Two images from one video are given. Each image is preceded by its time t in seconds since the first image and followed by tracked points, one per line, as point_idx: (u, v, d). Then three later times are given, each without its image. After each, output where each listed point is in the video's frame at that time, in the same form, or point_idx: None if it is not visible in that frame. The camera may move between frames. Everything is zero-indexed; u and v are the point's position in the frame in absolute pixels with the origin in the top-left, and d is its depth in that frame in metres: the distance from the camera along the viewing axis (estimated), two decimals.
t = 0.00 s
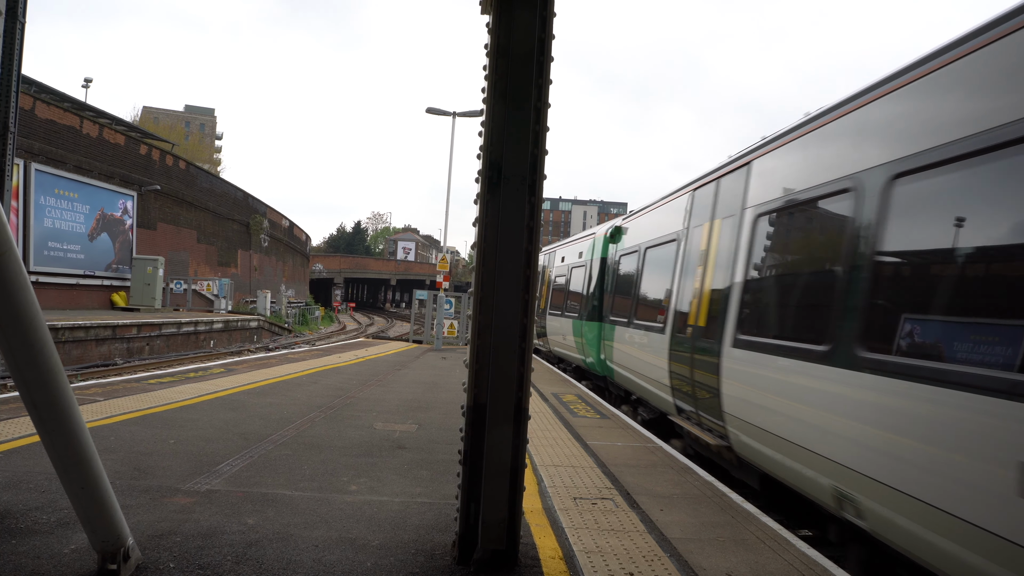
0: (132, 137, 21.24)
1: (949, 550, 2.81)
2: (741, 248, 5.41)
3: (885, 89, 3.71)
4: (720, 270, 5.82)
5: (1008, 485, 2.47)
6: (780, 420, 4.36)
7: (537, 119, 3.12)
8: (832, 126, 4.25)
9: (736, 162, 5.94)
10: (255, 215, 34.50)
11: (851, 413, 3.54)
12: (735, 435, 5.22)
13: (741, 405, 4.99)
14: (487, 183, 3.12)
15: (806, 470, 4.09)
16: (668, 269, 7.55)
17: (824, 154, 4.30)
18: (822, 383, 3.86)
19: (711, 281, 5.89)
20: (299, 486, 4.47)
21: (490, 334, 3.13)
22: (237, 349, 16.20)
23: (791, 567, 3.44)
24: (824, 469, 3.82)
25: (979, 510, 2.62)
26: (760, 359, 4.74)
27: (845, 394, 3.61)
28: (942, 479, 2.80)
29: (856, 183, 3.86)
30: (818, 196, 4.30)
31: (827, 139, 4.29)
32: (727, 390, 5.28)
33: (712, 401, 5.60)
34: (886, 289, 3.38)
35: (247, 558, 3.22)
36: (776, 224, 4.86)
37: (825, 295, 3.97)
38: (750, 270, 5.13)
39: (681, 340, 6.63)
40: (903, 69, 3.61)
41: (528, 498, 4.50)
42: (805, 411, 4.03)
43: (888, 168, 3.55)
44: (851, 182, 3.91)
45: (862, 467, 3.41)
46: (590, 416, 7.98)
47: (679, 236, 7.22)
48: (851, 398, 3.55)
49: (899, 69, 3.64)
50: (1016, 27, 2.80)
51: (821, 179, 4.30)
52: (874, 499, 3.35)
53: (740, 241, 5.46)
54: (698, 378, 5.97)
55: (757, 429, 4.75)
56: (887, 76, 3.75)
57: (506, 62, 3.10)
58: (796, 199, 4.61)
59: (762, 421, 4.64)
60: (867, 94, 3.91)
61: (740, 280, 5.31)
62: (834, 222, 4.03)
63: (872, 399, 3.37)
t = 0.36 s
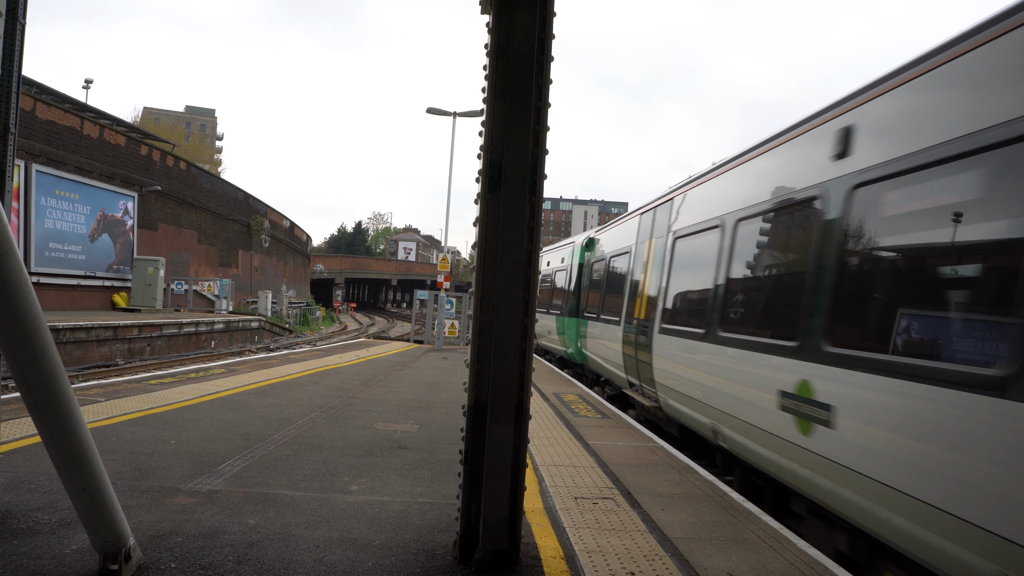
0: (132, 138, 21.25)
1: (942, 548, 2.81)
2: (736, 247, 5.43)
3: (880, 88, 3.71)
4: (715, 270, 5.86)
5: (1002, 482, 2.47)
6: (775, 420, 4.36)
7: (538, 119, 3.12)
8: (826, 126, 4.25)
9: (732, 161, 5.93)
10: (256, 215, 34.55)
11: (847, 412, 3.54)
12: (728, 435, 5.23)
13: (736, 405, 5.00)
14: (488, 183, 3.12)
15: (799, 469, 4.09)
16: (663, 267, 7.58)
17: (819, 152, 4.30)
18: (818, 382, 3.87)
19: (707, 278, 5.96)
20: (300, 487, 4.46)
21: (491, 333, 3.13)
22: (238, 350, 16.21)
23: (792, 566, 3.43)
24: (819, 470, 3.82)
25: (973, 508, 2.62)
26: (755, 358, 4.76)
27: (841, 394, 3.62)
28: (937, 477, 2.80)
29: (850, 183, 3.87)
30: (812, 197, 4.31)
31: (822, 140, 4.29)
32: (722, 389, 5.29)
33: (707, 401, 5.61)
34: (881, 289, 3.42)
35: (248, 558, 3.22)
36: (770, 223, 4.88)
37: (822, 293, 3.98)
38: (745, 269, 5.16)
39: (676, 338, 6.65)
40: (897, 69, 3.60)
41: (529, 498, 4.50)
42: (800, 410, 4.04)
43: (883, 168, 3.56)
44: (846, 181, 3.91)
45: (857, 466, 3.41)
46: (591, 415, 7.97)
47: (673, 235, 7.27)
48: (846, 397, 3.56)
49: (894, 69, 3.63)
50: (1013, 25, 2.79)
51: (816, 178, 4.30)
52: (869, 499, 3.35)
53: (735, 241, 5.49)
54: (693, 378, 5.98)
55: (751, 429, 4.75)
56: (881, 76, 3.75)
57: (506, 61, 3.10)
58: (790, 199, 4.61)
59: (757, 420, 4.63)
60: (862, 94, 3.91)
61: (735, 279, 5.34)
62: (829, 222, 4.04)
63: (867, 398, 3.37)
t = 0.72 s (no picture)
0: (135, 139, 21.29)
1: (941, 546, 2.81)
2: (735, 247, 5.44)
3: (878, 89, 3.71)
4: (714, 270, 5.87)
5: (998, 480, 2.47)
6: (775, 420, 4.35)
7: (539, 119, 3.13)
8: (825, 127, 4.24)
9: (729, 164, 5.94)
10: (258, 216, 34.63)
11: (847, 412, 3.52)
12: (728, 436, 5.22)
13: (735, 406, 4.99)
14: (489, 184, 3.12)
15: (800, 470, 4.09)
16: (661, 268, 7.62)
17: (817, 155, 4.29)
18: (818, 382, 3.85)
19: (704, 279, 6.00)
20: (302, 487, 4.47)
21: (493, 333, 3.12)
22: (240, 350, 16.23)
23: (795, 567, 3.42)
24: (820, 470, 3.80)
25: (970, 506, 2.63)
26: (755, 358, 4.76)
27: (840, 393, 3.61)
28: (935, 475, 2.80)
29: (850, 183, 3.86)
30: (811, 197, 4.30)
31: (820, 140, 4.28)
32: (722, 389, 5.28)
33: (707, 401, 5.60)
34: (878, 292, 3.39)
35: (251, 558, 3.23)
36: (770, 223, 4.88)
37: (821, 293, 3.98)
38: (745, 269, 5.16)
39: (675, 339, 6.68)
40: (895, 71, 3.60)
41: (531, 499, 4.49)
42: (800, 410, 4.03)
43: (881, 168, 3.55)
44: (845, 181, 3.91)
45: (857, 466, 3.40)
46: (593, 416, 7.95)
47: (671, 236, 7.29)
48: (846, 396, 3.54)
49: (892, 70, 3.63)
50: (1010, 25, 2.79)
51: (814, 179, 4.29)
52: (869, 498, 3.34)
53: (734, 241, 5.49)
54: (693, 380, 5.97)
55: (752, 429, 4.74)
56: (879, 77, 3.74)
57: (508, 62, 3.09)
58: (789, 200, 4.61)
59: (757, 421, 4.63)
60: (860, 95, 3.90)
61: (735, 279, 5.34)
62: (829, 222, 4.03)
63: (867, 397, 3.36)
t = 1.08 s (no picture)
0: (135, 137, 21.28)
1: (946, 541, 2.83)
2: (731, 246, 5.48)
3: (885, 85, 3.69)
4: (713, 267, 5.87)
5: (1004, 475, 2.49)
6: (775, 418, 4.35)
7: (540, 117, 3.12)
8: (830, 123, 4.23)
9: (729, 161, 5.95)
10: (258, 215, 34.62)
11: (848, 409, 3.52)
12: (728, 433, 5.21)
13: (735, 404, 4.98)
14: (489, 181, 3.12)
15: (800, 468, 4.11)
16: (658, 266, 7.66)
17: (820, 152, 4.31)
18: (816, 381, 3.85)
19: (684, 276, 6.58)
20: (302, 485, 4.47)
21: (493, 331, 3.13)
22: (240, 349, 16.22)
23: (794, 566, 3.41)
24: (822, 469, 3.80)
25: (975, 503, 2.66)
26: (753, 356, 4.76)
27: (837, 391, 3.63)
28: (939, 472, 2.81)
29: (852, 179, 3.87)
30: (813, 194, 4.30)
31: (824, 137, 4.28)
32: (721, 387, 5.29)
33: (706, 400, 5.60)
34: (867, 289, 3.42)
35: (250, 556, 3.23)
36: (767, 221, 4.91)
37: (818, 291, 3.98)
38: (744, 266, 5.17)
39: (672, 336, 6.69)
40: (900, 68, 3.59)
41: (530, 497, 4.49)
42: (798, 408, 4.02)
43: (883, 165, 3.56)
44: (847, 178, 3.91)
45: (860, 463, 3.40)
46: (593, 414, 7.95)
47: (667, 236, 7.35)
48: (846, 395, 3.53)
49: (896, 68, 3.62)
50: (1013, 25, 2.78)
51: (817, 176, 4.29)
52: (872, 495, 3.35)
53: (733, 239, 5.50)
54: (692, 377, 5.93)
55: (752, 427, 4.74)
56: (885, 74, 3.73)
57: (509, 60, 3.09)
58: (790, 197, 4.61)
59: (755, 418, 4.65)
60: (865, 92, 3.90)
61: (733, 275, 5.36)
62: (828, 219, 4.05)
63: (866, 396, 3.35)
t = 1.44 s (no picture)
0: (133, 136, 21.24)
1: (954, 537, 2.89)
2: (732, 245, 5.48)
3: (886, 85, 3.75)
4: (713, 265, 5.80)
5: (1013, 475, 2.54)
6: (779, 418, 4.38)
7: (538, 116, 3.11)
8: (835, 121, 4.25)
9: (730, 161, 5.98)
10: (256, 214, 34.57)
11: (859, 411, 3.55)
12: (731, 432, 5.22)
13: (739, 404, 5.00)
14: (488, 180, 3.11)
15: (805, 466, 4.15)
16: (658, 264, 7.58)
17: (822, 151, 4.35)
18: (824, 381, 3.89)
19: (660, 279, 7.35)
20: (300, 484, 4.46)
21: (491, 332, 3.12)
22: (238, 348, 16.20)
23: (792, 565, 3.41)
24: (828, 467, 3.84)
25: (982, 501, 2.71)
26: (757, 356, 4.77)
27: (846, 390, 3.67)
28: (949, 471, 2.86)
29: (856, 178, 3.91)
30: (818, 192, 4.32)
31: (828, 135, 4.29)
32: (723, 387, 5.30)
33: (707, 399, 5.62)
34: (883, 292, 3.49)
35: (248, 555, 3.22)
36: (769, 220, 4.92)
37: (827, 290, 4.00)
38: (745, 265, 5.16)
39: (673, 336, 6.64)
40: (905, 68, 3.64)
41: (528, 496, 4.49)
42: (807, 407, 4.06)
43: (889, 164, 3.61)
44: (853, 177, 3.93)
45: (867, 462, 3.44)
46: (591, 413, 7.95)
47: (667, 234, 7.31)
48: (856, 395, 3.58)
49: (900, 68, 3.67)
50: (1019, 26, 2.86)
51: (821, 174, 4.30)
52: (879, 494, 3.39)
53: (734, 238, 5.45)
54: (693, 377, 5.93)
55: (755, 426, 4.76)
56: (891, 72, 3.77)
57: (507, 61, 3.09)
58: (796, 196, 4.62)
59: (758, 417, 4.67)
60: (869, 92, 3.92)
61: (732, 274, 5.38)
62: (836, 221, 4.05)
63: (877, 396, 3.40)
